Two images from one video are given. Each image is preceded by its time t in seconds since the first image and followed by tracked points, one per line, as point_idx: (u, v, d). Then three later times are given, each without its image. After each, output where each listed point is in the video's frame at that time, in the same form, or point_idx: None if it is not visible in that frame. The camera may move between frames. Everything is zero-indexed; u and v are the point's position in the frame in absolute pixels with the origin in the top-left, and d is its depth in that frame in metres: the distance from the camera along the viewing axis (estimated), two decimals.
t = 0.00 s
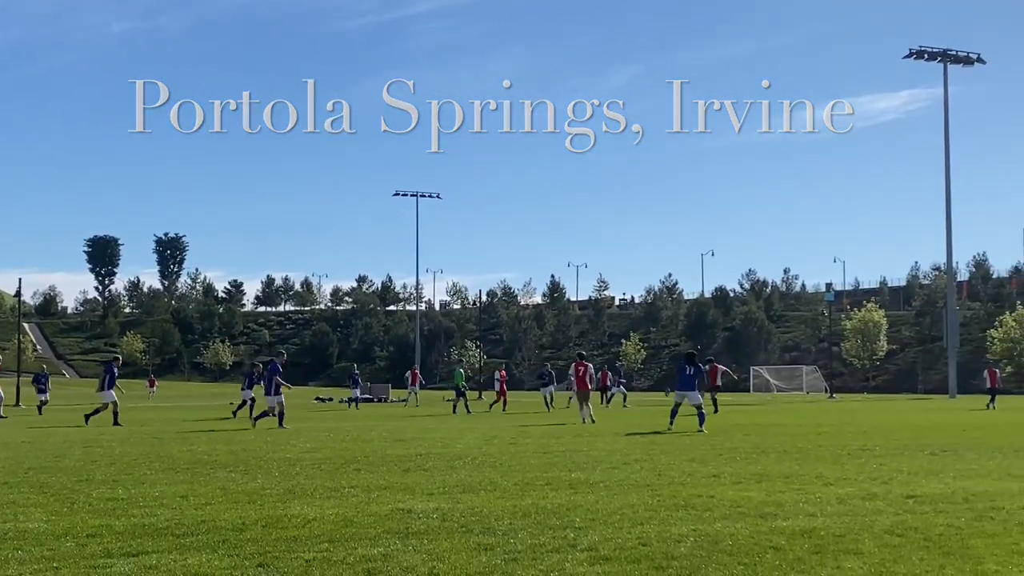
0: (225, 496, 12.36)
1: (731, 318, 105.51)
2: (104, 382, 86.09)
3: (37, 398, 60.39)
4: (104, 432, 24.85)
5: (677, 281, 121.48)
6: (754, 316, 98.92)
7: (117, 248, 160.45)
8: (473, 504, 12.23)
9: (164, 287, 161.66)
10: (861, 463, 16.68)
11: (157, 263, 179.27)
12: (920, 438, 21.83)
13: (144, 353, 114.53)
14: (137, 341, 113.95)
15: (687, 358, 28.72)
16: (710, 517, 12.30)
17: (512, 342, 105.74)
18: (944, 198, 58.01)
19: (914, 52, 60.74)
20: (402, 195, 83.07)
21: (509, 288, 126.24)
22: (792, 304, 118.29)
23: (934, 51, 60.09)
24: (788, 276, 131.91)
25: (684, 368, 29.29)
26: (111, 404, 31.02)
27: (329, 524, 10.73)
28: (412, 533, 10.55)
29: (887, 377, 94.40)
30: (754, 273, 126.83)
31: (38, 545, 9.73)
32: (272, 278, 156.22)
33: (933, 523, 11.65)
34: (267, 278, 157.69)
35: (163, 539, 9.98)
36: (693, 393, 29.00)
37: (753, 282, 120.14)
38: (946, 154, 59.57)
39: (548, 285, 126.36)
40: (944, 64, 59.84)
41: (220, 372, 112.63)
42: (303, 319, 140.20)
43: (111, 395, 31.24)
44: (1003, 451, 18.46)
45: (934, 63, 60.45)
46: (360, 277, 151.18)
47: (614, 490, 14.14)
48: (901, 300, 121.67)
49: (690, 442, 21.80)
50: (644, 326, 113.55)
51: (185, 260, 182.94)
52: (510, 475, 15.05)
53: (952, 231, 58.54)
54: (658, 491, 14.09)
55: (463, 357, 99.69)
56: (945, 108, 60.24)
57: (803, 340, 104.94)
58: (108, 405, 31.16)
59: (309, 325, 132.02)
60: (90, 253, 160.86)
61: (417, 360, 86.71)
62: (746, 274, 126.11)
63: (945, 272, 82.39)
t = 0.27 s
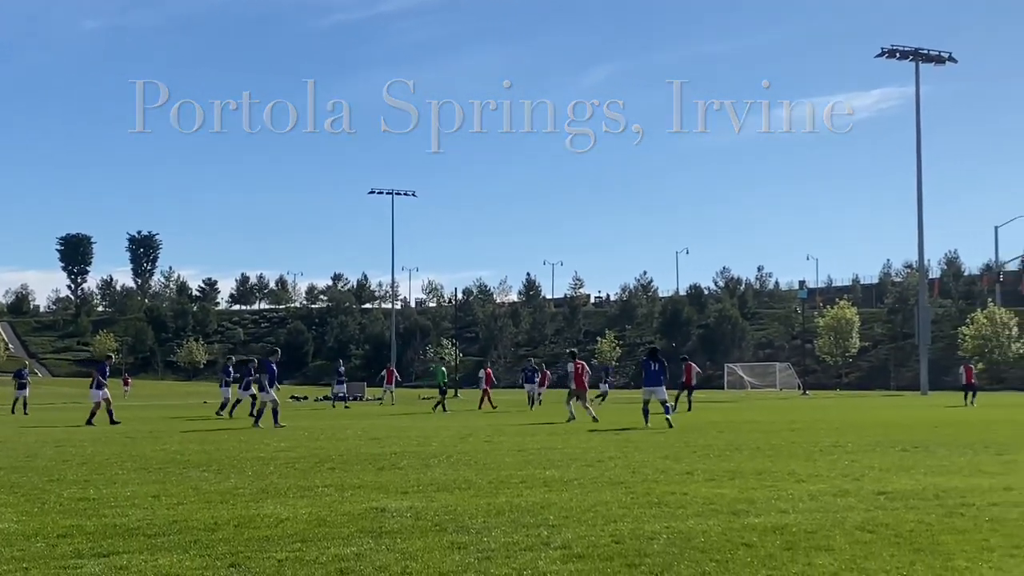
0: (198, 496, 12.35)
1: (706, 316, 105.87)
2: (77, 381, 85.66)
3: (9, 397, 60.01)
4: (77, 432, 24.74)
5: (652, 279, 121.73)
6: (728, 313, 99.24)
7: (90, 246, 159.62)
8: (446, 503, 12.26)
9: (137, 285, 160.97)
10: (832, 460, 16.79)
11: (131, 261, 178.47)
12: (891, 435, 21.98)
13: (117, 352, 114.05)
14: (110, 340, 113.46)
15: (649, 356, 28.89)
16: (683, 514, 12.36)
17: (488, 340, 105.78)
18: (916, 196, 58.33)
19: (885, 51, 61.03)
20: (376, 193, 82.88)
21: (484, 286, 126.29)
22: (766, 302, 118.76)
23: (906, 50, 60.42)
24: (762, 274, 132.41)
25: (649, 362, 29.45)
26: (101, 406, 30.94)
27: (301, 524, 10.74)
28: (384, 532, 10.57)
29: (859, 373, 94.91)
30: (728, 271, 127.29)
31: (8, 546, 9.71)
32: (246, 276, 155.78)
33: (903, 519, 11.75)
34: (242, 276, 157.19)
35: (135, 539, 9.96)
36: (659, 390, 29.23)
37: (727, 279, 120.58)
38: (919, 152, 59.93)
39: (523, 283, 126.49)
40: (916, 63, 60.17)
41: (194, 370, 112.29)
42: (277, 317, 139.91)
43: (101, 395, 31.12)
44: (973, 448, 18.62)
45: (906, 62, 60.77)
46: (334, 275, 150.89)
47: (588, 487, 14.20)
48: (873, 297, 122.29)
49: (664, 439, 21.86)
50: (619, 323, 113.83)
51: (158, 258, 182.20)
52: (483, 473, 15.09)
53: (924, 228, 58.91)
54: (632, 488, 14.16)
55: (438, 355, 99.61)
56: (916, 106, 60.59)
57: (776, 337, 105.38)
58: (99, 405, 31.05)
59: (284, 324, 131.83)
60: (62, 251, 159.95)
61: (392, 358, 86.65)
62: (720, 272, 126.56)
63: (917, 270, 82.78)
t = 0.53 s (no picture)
0: (171, 496, 12.32)
1: (682, 316, 106.12)
2: (51, 382, 85.09)
3: None
4: (49, 433, 24.61)
5: (628, 279, 121.91)
6: (704, 312, 99.47)
7: (63, 245, 158.72)
8: (420, 502, 12.27)
9: (111, 285, 160.20)
10: (806, 458, 16.85)
11: (104, 261, 177.59)
12: (865, 433, 22.08)
13: (91, 352, 113.44)
14: (83, 340, 112.82)
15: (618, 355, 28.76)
16: (658, 512, 12.39)
17: (465, 340, 105.67)
18: (889, 196, 58.59)
19: (859, 52, 61.28)
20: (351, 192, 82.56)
21: (461, 286, 126.24)
22: (742, 301, 119.11)
23: (879, 51, 60.68)
24: (737, 274, 132.77)
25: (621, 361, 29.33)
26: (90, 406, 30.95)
27: (275, 524, 10.73)
28: (359, 532, 10.57)
29: (834, 373, 95.25)
30: (703, 270, 127.57)
31: None
32: (221, 276, 155.21)
33: (876, 516, 11.80)
34: (217, 276, 156.64)
35: (107, 540, 9.92)
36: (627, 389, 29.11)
37: (702, 279, 120.86)
38: (892, 152, 60.22)
39: (499, 283, 126.47)
40: (889, 64, 60.45)
41: (168, 371, 111.85)
42: (252, 317, 139.48)
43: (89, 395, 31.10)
44: (945, 445, 18.73)
45: (879, 62, 61.05)
46: (310, 274, 150.54)
47: (564, 486, 14.21)
48: (848, 297, 122.81)
49: (640, 438, 21.88)
50: (595, 323, 114.00)
51: (132, 258, 181.37)
52: (459, 472, 15.08)
53: (897, 228, 59.17)
54: (607, 486, 14.19)
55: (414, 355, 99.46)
56: (889, 106, 60.87)
57: (752, 336, 105.73)
58: (88, 405, 31.04)
59: (259, 324, 131.46)
60: (35, 251, 158.95)
61: (368, 359, 86.52)
62: (696, 272, 126.83)
63: (892, 270, 83.16)
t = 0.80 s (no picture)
0: (147, 498, 12.27)
1: (660, 317, 106.33)
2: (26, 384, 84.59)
3: None
4: (24, 434, 24.51)
5: (606, 280, 122.08)
6: (683, 313, 99.69)
7: (38, 247, 157.88)
8: (397, 504, 12.25)
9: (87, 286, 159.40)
10: (783, 459, 16.91)
11: (80, 262, 176.71)
12: (842, 434, 22.16)
13: (67, 353, 112.91)
14: (59, 341, 112.28)
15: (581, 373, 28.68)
16: (636, 513, 12.41)
17: (443, 341, 105.50)
18: (866, 197, 58.84)
19: (836, 53, 61.52)
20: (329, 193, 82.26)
21: (440, 287, 126.14)
22: (720, 302, 119.43)
23: (856, 52, 60.92)
24: (715, 275, 133.12)
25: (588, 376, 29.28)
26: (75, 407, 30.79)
27: (251, 526, 10.69)
28: (336, 534, 10.55)
29: (812, 373, 95.59)
30: (681, 271, 127.87)
31: None
32: (198, 277, 154.65)
33: (853, 517, 11.86)
34: (193, 277, 156.08)
35: (82, 542, 9.89)
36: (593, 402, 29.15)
37: (681, 280, 121.12)
38: (869, 154, 60.52)
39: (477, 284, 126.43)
40: (866, 66, 60.70)
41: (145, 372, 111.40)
42: (229, 318, 139.06)
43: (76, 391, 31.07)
44: (920, 445, 18.85)
45: (856, 64, 61.29)
46: (287, 275, 150.16)
47: (542, 487, 14.23)
48: (825, 298, 123.29)
49: (618, 439, 21.91)
50: (574, 325, 114.16)
51: (109, 258, 180.51)
52: (437, 474, 15.08)
53: (874, 229, 59.43)
54: (585, 488, 14.20)
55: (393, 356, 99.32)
56: (866, 108, 61.11)
57: (730, 337, 106.02)
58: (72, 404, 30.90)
59: (237, 325, 131.08)
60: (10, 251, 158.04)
61: (347, 360, 86.40)
62: (674, 273, 127.09)
63: (869, 271, 83.54)
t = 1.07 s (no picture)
0: (130, 501, 12.23)
1: (644, 319, 106.48)
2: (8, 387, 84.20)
3: None
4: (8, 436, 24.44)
5: (590, 282, 122.16)
6: (667, 316, 99.79)
7: (21, 248, 157.27)
8: (382, 506, 12.24)
9: (70, 288, 158.82)
10: (766, 461, 16.95)
11: (63, 264, 176.10)
12: (825, 436, 22.23)
13: (49, 355, 112.46)
14: (42, 343, 111.83)
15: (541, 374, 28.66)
16: (619, 515, 12.43)
17: (427, 343, 105.33)
18: (850, 200, 59.01)
19: (820, 56, 61.72)
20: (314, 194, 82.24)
21: (424, 288, 126.00)
22: (703, 304, 119.64)
23: (840, 55, 61.13)
24: (700, 277, 133.30)
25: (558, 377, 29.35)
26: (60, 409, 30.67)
27: (234, 528, 10.67)
28: (320, 536, 10.52)
29: (795, 375, 95.76)
30: (665, 274, 128.05)
31: None
32: (182, 279, 154.22)
33: (836, 518, 11.89)
34: (177, 279, 155.68)
35: (63, 545, 9.85)
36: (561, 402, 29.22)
37: (665, 282, 121.27)
38: (853, 157, 60.73)
39: (462, 286, 126.34)
40: (850, 69, 60.91)
41: (128, 374, 111.04)
42: (213, 321, 138.75)
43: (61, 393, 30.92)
44: (903, 447, 18.94)
45: (840, 67, 61.50)
46: (271, 278, 149.87)
47: (525, 489, 14.23)
48: (808, 300, 123.57)
49: (602, 441, 21.94)
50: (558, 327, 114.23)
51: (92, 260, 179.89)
52: (421, 476, 15.07)
53: (858, 231, 59.60)
54: (568, 490, 14.22)
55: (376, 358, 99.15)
56: (850, 111, 61.32)
57: (714, 340, 106.20)
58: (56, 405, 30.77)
59: (220, 327, 130.81)
60: None
61: (331, 363, 86.28)
62: (658, 275, 127.22)
63: (852, 274, 83.78)
